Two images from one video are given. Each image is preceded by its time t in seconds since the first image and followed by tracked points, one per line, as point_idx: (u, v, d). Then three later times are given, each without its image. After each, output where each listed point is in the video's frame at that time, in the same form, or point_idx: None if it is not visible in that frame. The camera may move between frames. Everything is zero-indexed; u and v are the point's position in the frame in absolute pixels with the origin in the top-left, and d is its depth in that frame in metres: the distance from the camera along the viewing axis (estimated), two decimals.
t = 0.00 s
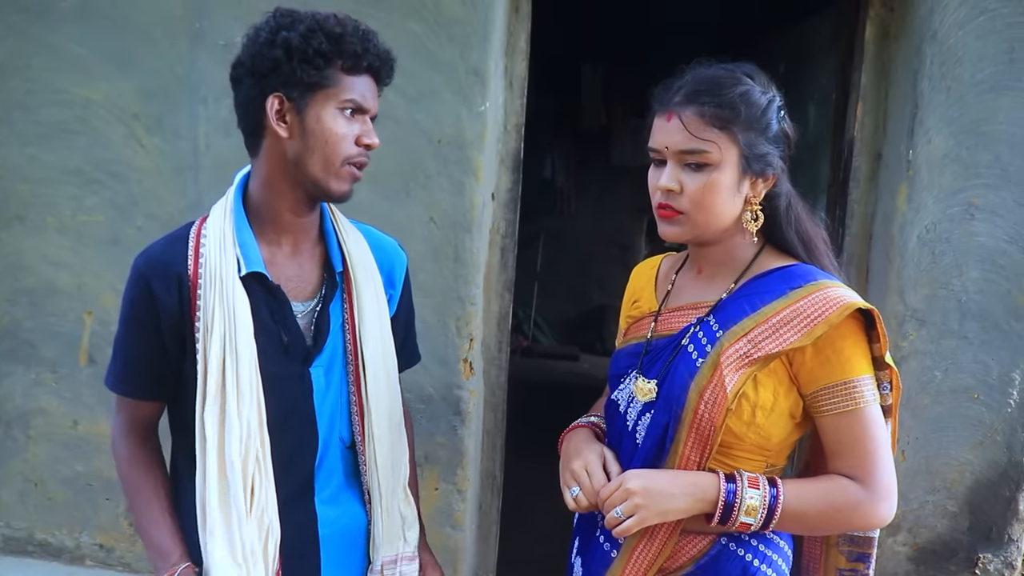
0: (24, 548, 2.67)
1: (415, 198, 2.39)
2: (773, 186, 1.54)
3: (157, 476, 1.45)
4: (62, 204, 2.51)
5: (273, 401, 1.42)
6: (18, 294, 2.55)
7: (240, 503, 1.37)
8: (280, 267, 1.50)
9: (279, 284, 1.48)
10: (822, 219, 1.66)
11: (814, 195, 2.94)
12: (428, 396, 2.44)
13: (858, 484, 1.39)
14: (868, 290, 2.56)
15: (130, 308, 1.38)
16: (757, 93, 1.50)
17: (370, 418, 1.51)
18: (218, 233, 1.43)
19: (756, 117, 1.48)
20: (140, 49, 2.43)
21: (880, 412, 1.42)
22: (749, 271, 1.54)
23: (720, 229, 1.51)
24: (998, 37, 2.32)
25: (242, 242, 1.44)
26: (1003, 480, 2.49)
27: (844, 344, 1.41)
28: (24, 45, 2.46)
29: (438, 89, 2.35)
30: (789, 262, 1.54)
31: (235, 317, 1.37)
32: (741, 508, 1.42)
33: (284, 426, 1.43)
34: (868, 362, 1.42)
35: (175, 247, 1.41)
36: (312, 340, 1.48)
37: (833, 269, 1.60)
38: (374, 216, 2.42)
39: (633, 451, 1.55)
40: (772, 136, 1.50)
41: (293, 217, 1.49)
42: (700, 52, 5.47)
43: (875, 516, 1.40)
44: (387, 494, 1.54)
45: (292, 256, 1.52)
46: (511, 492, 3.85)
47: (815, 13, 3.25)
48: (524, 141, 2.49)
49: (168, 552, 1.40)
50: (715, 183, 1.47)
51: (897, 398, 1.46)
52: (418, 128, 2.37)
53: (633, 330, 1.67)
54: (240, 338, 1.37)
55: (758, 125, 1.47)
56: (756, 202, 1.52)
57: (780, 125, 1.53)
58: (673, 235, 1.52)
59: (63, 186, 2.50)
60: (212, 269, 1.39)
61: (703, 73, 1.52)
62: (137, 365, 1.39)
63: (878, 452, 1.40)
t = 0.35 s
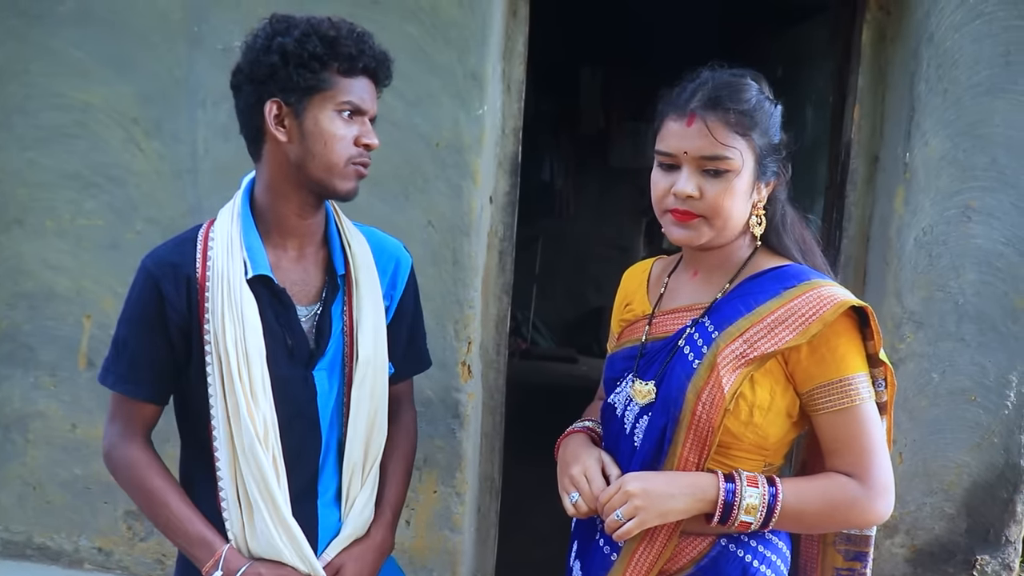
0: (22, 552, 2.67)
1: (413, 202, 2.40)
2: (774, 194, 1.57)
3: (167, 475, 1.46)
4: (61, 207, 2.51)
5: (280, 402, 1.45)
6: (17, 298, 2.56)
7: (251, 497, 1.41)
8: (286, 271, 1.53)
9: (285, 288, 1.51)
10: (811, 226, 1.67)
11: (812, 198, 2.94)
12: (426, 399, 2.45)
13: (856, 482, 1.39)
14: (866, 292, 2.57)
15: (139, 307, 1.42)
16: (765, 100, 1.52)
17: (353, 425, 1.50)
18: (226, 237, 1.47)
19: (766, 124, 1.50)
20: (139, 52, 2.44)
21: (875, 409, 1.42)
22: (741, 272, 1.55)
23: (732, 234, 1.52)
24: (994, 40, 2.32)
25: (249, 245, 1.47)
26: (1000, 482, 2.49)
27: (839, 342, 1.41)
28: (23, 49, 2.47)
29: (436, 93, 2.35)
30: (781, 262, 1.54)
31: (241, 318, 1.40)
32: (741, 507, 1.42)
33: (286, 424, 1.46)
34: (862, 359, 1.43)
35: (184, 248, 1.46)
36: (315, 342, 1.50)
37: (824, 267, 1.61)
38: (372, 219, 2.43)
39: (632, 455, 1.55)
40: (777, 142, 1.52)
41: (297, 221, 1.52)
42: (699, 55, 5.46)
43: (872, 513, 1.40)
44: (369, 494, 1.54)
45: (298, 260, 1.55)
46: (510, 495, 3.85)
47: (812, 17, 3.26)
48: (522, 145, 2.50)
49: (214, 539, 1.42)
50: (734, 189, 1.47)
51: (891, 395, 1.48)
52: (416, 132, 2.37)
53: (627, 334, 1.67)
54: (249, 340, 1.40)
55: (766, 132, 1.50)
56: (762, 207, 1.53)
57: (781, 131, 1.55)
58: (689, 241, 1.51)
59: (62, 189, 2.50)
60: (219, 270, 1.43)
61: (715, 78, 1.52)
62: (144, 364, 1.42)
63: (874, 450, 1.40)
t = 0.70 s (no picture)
0: (20, 556, 2.67)
1: (411, 205, 2.40)
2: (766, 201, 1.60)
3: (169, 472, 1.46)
4: (60, 211, 2.51)
5: (281, 405, 1.46)
6: (15, 301, 2.56)
7: (252, 495, 1.42)
8: (288, 274, 1.53)
9: (287, 291, 1.52)
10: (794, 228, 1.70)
11: (809, 201, 2.95)
12: (424, 402, 2.45)
13: (854, 479, 1.41)
14: (863, 295, 2.58)
15: (141, 304, 1.42)
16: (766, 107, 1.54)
17: (351, 427, 1.51)
18: (229, 239, 1.47)
19: (767, 131, 1.52)
20: (137, 56, 2.44)
21: (868, 406, 1.44)
22: (733, 276, 1.56)
23: (731, 239, 1.53)
24: (990, 44, 2.33)
25: (253, 247, 1.48)
26: (997, 484, 2.50)
27: (834, 341, 1.43)
28: (22, 53, 2.47)
29: (434, 97, 2.36)
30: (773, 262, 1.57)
31: (245, 320, 1.41)
32: (744, 507, 1.43)
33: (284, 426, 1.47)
34: (856, 357, 1.44)
35: (187, 248, 1.47)
36: (315, 346, 1.51)
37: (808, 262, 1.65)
38: (370, 223, 2.43)
39: (631, 460, 1.55)
40: (774, 150, 1.55)
41: (300, 225, 1.53)
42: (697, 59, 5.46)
43: (869, 508, 1.42)
44: (366, 494, 1.55)
45: (301, 263, 1.55)
46: (507, 499, 3.85)
47: (808, 21, 3.27)
48: (519, 148, 2.51)
49: (212, 540, 1.42)
50: (739, 194, 1.49)
51: (882, 392, 1.49)
52: (414, 136, 2.38)
53: (619, 340, 1.67)
54: (252, 342, 1.41)
55: (767, 140, 1.52)
56: (756, 213, 1.56)
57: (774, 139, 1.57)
58: (692, 245, 1.51)
59: (60, 194, 2.51)
60: (222, 272, 1.43)
61: (721, 81, 1.52)
62: (146, 363, 1.42)
63: (869, 446, 1.42)
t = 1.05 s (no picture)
0: (16, 554, 2.67)
1: (407, 203, 2.40)
2: (743, 197, 1.54)
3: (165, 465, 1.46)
4: (55, 209, 2.51)
5: (278, 400, 1.46)
6: (11, 299, 2.55)
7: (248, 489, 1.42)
8: (286, 271, 1.53)
9: (285, 287, 1.51)
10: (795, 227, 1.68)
11: (805, 198, 2.95)
12: (420, 399, 2.45)
13: (847, 477, 1.42)
14: (858, 293, 2.58)
15: (140, 301, 1.41)
16: (746, 101, 1.51)
17: (348, 424, 1.52)
18: (227, 236, 1.47)
19: (735, 121, 1.49)
20: (133, 53, 2.44)
21: (861, 404, 1.45)
22: (729, 272, 1.57)
23: (677, 224, 1.53)
24: (986, 42, 2.33)
25: (251, 244, 1.48)
26: (991, 481, 2.51)
27: (829, 339, 1.44)
28: (17, 50, 2.46)
29: (430, 94, 2.35)
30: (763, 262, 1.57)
31: (244, 314, 1.41)
32: (738, 505, 1.43)
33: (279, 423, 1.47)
34: (851, 356, 1.45)
35: (185, 245, 1.46)
36: (313, 342, 1.51)
37: (804, 263, 1.62)
38: (366, 220, 2.43)
39: (624, 457, 1.56)
40: (751, 144, 1.50)
41: (298, 221, 1.52)
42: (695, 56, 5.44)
43: (863, 506, 1.43)
44: (363, 486, 1.56)
45: (298, 259, 1.55)
46: (503, 496, 3.85)
47: (804, 19, 3.26)
48: (516, 146, 2.50)
49: (208, 529, 1.42)
50: (678, 173, 1.49)
51: (876, 391, 1.51)
52: (410, 133, 2.37)
53: (614, 335, 1.67)
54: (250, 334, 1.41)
55: (736, 130, 1.49)
56: (720, 207, 1.52)
57: (764, 138, 1.53)
58: (634, 221, 1.55)
59: (55, 192, 2.50)
60: (221, 267, 1.43)
61: (699, 70, 1.55)
62: (145, 359, 1.42)
63: (863, 445, 1.43)
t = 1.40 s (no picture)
0: (11, 555, 2.67)
1: (401, 202, 2.40)
2: (724, 195, 1.50)
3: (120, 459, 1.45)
4: (48, 210, 2.50)
5: (259, 401, 1.45)
6: (5, 300, 2.54)
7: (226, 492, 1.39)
8: (267, 269, 1.52)
9: (267, 285, 1.51)
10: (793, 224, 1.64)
11: (800, 195, 2.95)
12: (415, 398, 2.45)
13: (835, 484, 1.40)
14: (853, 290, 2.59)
15: (116, 301, 1.39)
16: (717, 98, 1.48)
17: (337, 425, 1.51)
18: (207, 235, 1.45)
19: (704, 120, 1.47)
20: (125, 53, 2.43)
21: (854, 410, 1.43)
22: (722, 271, 1.56)
23: (656, 224, 1.54)
24: (979, 38, 2.33)
25: (231, 242, 1.47)
26: (987, 478, 2.51)
27: (818, 343, 1.43)
28: (9, 51, 2.46)
29: (423, 93, 2.35)
30: (761, 264, 1.54)
31: (223, 316, 1.39)
32: (719, 511, 1.43)
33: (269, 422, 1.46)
34: (842, 362, 1.44)
35: (165, 244, 1.43)
36: (295, 341, 1.50)
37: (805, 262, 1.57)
38: (360, 219, 2.43)
39: (610, 456, 1.55)
40: (724, 142, 1.47)
41: (278, 221, 1.52)
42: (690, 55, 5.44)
43: (852, 514, 1.42)
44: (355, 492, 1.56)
45: (279, 256, 1.55)
46: (500, 495, 3.84)
47: (797, 16, 3.25)
48: (510, 144, 2.50)
49: (154, 520, 1.41)
50: (649, 175, 1.50)
51: (872, 397, 1.48)
52: (403, 132, 2.37)
53: (610, 332, 1.69)
54: (228, 336, 1.39)
55: (706, 128, 1.47)
56: (698, 207, 1.51)
57: (740, 134, 1.48)
58: (616, 225, 1.57)
59: (48, 192, 2.49)
60: (200, 267, 1.41)
61: (672, 71, 1.53)
62: (119, 358, 1.40)
63: (853, 453, 1.41)
